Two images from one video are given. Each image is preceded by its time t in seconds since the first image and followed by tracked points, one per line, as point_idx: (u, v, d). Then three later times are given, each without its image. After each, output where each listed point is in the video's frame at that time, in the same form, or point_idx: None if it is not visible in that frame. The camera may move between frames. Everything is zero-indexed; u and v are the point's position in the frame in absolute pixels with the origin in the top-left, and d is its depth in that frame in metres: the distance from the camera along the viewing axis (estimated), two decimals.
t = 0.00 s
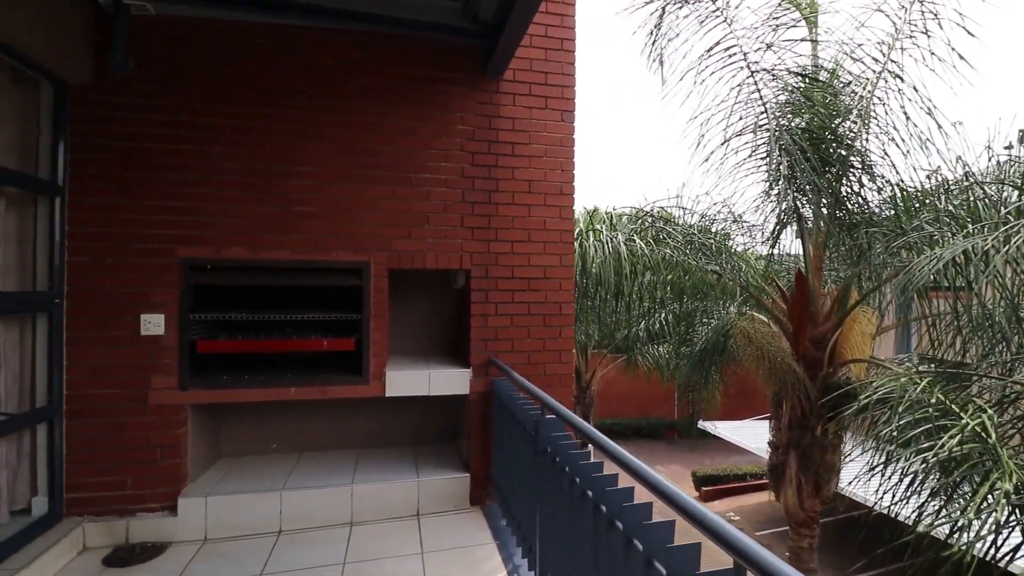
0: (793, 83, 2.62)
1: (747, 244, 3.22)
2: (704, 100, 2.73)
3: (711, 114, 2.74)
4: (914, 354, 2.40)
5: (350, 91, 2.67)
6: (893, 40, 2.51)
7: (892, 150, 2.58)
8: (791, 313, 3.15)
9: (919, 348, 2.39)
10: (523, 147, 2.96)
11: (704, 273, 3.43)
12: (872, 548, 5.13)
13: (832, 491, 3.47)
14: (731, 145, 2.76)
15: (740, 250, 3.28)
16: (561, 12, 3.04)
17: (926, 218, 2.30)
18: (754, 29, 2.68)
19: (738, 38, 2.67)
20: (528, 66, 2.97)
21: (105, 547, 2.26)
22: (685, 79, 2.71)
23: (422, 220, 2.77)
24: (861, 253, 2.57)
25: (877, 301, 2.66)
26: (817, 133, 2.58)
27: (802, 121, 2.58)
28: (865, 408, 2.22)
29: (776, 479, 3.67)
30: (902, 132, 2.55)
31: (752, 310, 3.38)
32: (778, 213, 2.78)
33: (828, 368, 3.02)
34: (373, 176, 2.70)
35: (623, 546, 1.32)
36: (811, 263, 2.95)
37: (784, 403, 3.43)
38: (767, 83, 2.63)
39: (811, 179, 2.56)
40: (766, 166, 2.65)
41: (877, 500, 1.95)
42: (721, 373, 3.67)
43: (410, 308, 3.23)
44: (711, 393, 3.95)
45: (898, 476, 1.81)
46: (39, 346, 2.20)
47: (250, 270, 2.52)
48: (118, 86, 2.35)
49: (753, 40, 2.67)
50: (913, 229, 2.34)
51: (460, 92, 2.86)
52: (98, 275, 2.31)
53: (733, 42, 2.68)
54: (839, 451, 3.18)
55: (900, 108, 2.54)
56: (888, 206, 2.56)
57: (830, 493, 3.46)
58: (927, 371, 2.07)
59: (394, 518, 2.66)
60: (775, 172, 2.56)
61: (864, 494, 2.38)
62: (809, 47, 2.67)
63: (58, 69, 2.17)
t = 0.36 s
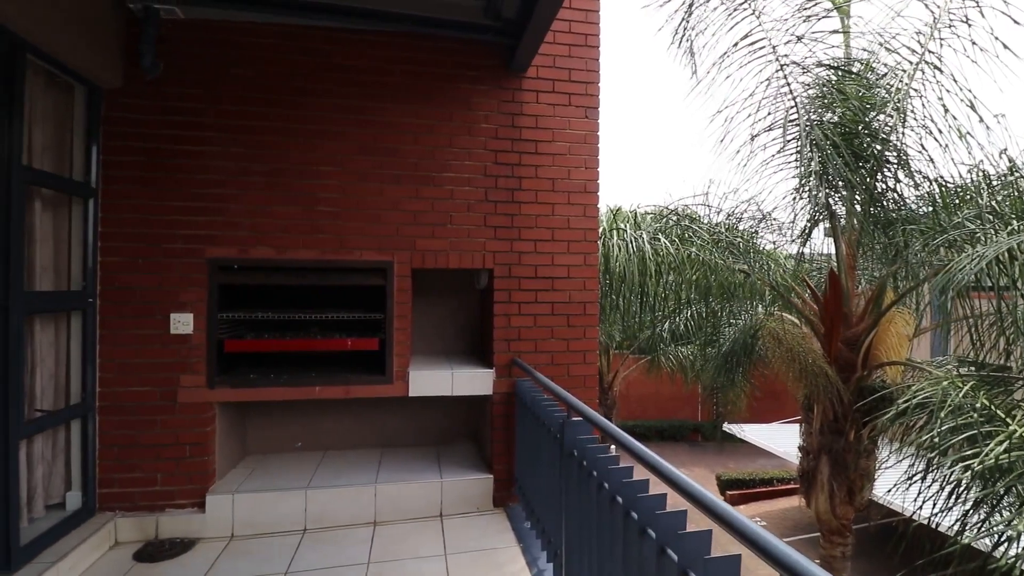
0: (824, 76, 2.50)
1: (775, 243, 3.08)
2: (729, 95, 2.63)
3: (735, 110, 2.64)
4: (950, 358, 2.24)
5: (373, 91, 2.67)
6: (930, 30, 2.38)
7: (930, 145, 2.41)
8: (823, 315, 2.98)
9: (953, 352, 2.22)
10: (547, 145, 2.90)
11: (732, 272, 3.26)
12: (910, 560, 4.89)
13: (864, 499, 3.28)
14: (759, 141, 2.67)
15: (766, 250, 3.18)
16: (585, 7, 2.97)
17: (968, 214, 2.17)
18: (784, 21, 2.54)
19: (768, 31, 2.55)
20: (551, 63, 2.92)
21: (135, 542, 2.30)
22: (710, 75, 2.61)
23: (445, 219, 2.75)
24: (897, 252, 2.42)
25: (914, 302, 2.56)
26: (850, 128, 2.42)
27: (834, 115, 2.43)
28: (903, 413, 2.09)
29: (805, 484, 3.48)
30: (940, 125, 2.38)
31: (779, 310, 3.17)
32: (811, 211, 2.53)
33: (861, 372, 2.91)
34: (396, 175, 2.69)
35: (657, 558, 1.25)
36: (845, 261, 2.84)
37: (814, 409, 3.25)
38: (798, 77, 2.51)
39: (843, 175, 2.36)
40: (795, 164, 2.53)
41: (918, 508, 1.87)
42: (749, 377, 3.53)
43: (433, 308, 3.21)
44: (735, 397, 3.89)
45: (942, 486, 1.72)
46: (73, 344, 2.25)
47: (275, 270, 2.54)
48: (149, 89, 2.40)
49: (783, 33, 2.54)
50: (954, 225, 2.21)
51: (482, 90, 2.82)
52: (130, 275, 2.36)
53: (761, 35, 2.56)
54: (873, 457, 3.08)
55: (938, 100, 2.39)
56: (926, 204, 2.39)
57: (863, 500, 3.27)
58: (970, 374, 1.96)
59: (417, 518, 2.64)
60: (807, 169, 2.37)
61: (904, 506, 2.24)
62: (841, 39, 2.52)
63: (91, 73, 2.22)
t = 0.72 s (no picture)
0: (859, 69, 2.38)
1: (809, 242, 2.99)
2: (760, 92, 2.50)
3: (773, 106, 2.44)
4: (998, 362, 2.09)
5: (396, 91, 2.66)
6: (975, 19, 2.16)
7: (977, 138, 2.23)
8: (861, 318, 2.84)
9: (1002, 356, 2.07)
10: (571, 143, 2.85)
11: (763, 272, 3.11)
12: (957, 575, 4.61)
13: (905, 509, 3.12)
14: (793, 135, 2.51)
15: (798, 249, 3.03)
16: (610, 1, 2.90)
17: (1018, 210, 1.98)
18: (816, 11, 2.43)
19: (801, 21, 2.41)
20: (575, 60, 2.86)
21: (166, 538, 2.35)
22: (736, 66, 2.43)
23: (468, 219, 2.72)
24: (939, 250, 2.33)
25: (959, 305, 2.36)
26: (888, 121, 2.30)
27: (872, 109, 2.31)
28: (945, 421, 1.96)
29: (841, 492, 3.36)
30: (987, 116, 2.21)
31: (814, 312, 3.05)
32: (847, 210, 2.49)
33: (901, 376, 2.76)
34: (419, 175, 2.68)
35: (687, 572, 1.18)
36: (883, 260, 2.69)
37: (851, 413, 3.13)
38: (833, 69, 2.38)
39: (883, 171, 2.26)
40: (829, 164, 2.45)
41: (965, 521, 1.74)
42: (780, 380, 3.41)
43: (456, 309, 3.19)
44: (767, 400, 3.68)
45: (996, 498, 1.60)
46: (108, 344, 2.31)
47: (301, 270, 2.55)
48: (179, 94, 2.45)
49: (816, 23, 2.42)
50: (1003, 222, 2.02)
51: (505, 88, 2.79)
52: (161, 276, 2.42)
53: (794, 26, 2.41)
54: (914, 466, 2.91)
55: (983, 91, 2.21)
56: (971, 200, 2.21)
57: (904, 511, 3.11)
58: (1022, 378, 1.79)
59: (441, 520, 2.62)
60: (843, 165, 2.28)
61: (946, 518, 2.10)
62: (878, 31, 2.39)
63: (124, 79, 2.28)
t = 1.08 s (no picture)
0: (903, 58, 2.19)
1: (848, 240, 2.75)
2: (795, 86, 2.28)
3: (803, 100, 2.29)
4: None
5: (418, 91, 2.64)
6: None
7: None
8: (905, 323, 2.66)
9: None
10: (596, 140, 2.77)
11: (800, 273, 2.98)
12: None
13: (953, 524, 2.88)
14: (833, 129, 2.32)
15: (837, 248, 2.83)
16: None
17: None
18: None
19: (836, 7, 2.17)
20: (600, 55, 2.78)
21: (193, 536, 2.39)
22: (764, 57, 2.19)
23: (490, 220, 2.68)
24: (993, 248, 2.15)
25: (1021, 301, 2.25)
26: (935, 113, 2.11)
27: (918, 100, 2.13)
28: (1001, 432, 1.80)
29: (883, 503, 3.10)
30: None
31: (856, 313, 2.86)
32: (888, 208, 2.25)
33: (949, 383, 2.55)
34: (441, 176, 2.65)
35: None
36: (930, 260, 2.46)
37: (894, 420, 2.91)
38: (875, 59, 2.18)
39: (930, 167, 2.02)
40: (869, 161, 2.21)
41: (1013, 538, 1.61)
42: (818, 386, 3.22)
43: (478, 310, 3.15)
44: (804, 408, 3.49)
45: None
46: (137, 345, 2.37)
47: (324, 272, 2.56)
48: (206, 98, 2.49)
49: (853, 9, 2.19)
50: None
51: (528, 85, 2.73)
52: (189, 278, 2.46)
53: (829, 12, 2.17)
54: (964, 477, 2.70)
55: None
56: None
57: (950, 525, 2.87)
58: None
59: (462, 525, 2.58)
60: (884, 161, 2.06)
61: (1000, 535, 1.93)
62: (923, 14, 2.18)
63: (153, 85, 2.33)
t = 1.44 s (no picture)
0: (951, 45, 1.94)
1: (891, 238, 2.49)
2: (833, 74, 2.05)
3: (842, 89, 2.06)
4: None
5: (437, 89, 2.61)
6: None
7: None
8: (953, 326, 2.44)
9: None
10: (620, 136, 2.68)
11: (837, 272, 2.86)
12: None
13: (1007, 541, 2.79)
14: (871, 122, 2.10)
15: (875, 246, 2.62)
16: None
17: None
18: None
19: None
20: (625, 47, 2.69)
21: (218, 533, 2.42)
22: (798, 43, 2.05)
23: (512, 219, 2.63)
24: None
25: None
26: (985, 104, 1.90)
27: (967, 89, 1.88)
28: None
29: (929, 516, 3.07)
30: None
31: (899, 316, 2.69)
32: (934, 203, 1.96)
33: (1002, 390, 2.42)
34: (462, 174, 2.61)
35: None
36: (981, 261, 2.19)
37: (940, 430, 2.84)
38: (918, 46, 1.95)
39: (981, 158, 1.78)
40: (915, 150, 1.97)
41: None
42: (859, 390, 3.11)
43: (501, 311, 3.10)
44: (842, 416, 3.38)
45: None
46: (166, 345, 2.42)
47: (345, 272, 2.56)
48: (231, 101, 2.53)
49: None
50: None
51: (550, 80, 2.67)
52: (215, 278, 2.50)
53: None
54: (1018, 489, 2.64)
55: None
56: None
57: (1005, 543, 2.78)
58: None
59: (483, 530, 2.53)
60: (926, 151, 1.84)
61: None
62: None
63: (179, 89, 2.37)
